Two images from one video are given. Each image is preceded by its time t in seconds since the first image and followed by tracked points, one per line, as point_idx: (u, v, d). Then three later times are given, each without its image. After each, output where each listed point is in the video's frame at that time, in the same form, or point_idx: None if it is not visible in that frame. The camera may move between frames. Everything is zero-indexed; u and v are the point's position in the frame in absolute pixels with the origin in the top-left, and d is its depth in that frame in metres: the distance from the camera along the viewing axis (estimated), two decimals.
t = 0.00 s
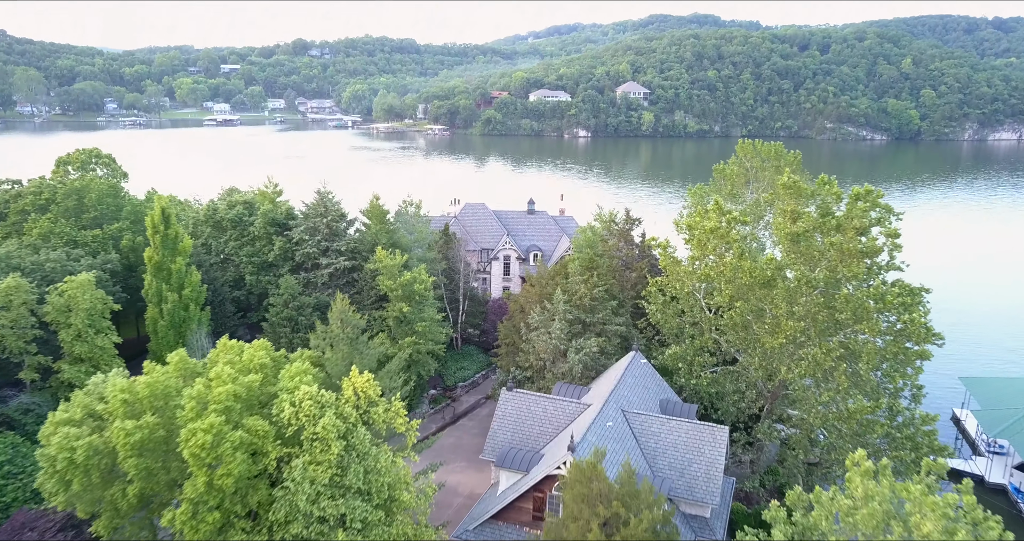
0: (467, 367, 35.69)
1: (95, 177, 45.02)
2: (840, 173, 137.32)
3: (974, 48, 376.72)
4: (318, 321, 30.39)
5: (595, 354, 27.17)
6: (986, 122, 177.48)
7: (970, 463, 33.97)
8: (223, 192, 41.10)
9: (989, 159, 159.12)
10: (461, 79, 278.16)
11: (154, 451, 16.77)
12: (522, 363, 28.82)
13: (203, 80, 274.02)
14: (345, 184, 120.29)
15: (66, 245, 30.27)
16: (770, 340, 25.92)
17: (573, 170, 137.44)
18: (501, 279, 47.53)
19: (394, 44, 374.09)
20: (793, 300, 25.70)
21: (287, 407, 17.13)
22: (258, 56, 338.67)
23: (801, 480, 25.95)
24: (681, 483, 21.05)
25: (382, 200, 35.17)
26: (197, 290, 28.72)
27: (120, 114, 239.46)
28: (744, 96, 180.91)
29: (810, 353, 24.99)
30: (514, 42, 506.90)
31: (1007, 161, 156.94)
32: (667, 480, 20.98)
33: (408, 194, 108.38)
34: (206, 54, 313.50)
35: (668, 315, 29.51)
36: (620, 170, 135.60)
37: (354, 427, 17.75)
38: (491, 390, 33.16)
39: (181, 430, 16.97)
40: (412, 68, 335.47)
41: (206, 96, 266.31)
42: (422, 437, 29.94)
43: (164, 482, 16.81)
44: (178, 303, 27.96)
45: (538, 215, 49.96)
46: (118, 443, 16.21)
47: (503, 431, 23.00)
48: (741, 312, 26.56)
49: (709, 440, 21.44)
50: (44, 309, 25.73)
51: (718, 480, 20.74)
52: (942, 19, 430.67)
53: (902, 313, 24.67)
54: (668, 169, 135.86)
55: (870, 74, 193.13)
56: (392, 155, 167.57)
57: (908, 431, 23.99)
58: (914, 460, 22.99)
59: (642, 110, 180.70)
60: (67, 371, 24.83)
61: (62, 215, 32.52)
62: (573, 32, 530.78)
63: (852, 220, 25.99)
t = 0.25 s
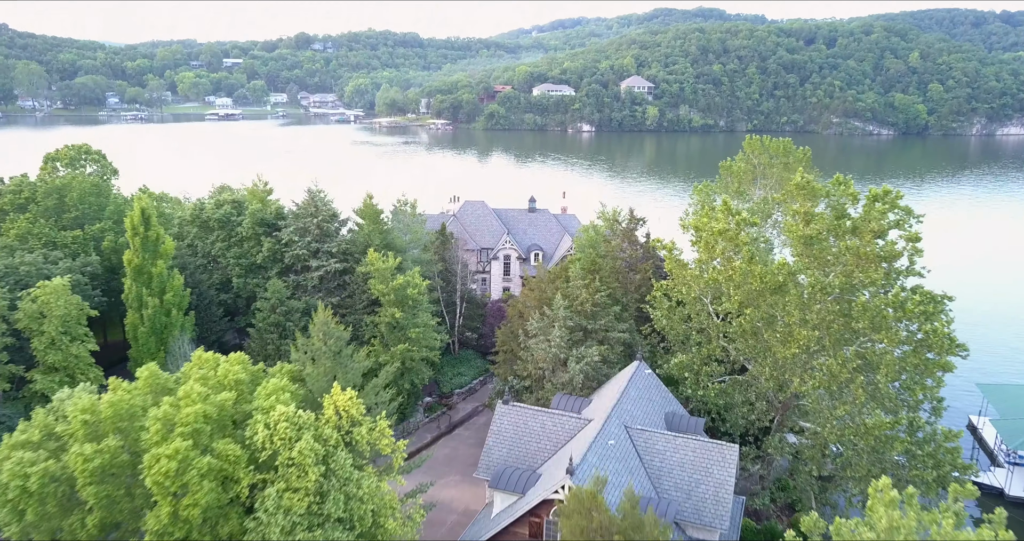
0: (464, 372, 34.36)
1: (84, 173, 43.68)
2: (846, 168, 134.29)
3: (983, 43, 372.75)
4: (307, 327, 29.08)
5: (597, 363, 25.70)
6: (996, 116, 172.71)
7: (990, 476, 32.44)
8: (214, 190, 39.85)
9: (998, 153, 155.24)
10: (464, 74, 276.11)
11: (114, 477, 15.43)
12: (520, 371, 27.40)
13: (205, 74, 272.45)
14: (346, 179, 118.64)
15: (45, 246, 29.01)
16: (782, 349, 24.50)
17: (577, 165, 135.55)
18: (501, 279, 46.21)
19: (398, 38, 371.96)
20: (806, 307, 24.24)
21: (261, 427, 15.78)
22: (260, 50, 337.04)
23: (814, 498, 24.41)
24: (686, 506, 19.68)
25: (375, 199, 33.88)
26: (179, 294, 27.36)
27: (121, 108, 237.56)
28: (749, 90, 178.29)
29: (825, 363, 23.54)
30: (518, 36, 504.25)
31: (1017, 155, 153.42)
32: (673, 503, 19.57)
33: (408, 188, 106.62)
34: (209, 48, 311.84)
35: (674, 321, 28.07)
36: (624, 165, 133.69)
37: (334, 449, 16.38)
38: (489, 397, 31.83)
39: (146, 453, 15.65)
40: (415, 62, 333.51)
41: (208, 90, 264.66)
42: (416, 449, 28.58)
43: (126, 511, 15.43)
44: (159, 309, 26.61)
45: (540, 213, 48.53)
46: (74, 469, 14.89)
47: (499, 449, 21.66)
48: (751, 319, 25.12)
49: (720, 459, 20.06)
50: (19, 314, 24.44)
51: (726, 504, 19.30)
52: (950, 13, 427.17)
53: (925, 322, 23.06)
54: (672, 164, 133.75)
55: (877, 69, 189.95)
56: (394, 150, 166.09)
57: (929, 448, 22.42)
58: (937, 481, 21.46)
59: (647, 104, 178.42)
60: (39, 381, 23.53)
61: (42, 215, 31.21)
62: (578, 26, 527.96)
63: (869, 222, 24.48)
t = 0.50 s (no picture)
0: (460, 378, 33.03)
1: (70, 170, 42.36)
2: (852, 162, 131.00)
3: (990, 34, 368.73)
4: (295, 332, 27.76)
5: (598, 373, 24.27)
6: (1005, 109, 168.69)
7: (1014, 488, 30.76)
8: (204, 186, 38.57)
9: (1006, 146, 151.21)
10: (467, 66, 273.93)
11: (69, 508, 14.12)
12: (518, 381, 25.98)
13: (207, 67, 270.62)
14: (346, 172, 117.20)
15: (22, 248, 27.76)
16: (794, 360, 23.06)
17: (580, 159, 133.65)
18: (501, 279, 44.82)
19: (400, 30, 369.65)
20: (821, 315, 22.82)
21: (229, 453, 14.45)
22: (263, 42, 335.01)
23: (828, 517, 22.97)
24: (693, 532, 18.29)
25: (368, 197, 32.54)
26: (160, 298, 26.04)
27: (123, 101, 235.57)
28: (755, 83, 175.88)
29: (841, 375, 22.12)
30: (522, 29, 501.23)
31: None
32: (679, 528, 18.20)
33: (409, 183, 105.06)
34: (211, 41, 309.85)
35: (680, 327, 26.61)
36: (628, 159, 131.66)
37: (311, 476, 15.05)
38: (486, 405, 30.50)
39: (103, 481, 14.33)
40: (418, 55, 331.26)
41: (210, 83, 262.91)
42: (410, 460, 27.23)
43: None
44: (138, 314, 25.28)
45: (541, 210, 47.15)
46: (23, 501, 13.59)
47: (494, 467, 20.34)
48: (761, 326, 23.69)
49: (729, 481, 18.66)
50: None
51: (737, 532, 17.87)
52: (957, 6, 422.92)
53: (949, 331, 21.57)
54: (676, 158, 131.41)
55: (884, 62, 187.32)
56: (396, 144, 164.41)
57: (953, 468, 20.94)
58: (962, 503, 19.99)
59: (651, 97, 176.26)
60: (8, 393, 22.25)
61: (20, 215, 29.95)
62: (582, 18, 524.67)
63: (888, 224, 22.95)
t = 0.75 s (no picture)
0: (456, 384, 31.71)
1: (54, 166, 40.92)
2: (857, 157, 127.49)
3: (998, 27, 364.91)
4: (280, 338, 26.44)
5: (600, 384, 22.86)
6: (1014, 103, 163.43)
7: None
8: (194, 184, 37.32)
9: (1016, 139, 147.85)
10: (470, 59, 271.84)
11: None
12: (515, 392, 24.64)
13: (209, 60, 268.84)
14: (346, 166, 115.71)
15: None
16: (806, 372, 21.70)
17: (583, 153, 131.77)
18: (501, 278, 43.43)
19: (403, 23, 367.52)
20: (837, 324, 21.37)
21: (192, 486, 13.12)
22: (265, 35, 332.94)
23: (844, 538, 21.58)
24: None
25: (359, 196, 31.17)
26: (138, 303, 24.65)
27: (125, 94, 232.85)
28: (760, 76, 173.48)
29: (858, 389, 20.71)
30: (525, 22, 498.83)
31: None
32: None
33: (409, 177, 103.46)
34: (213, 34, 307.97)
35: (687, 334, 25.24)
36: (632, 153, 129.65)
37: (283, 509, 13.75)
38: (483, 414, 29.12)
39: (52, 517, 13.01)
40: (421, 48, 329.21)
41: (212, 77, 261.17)
42: (402, 473, 25.93)
43: None
44: (114, 320, 23.93)
45: (541, 207, 45.65)
46: None
47: (487, 488, 19.02)
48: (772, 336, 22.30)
49: (740, 507, 17.29)
50: None
51: None
52: None
53: (976, 343, 20.05)
54: (679, 153, 129.02)
55: (892, 54, 184.52)
56: (397, 138, 162.72)
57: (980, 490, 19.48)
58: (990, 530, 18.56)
59: (656, 91, 174.02)
60: None
61: None
62: (585, 11, 521.93)
63: (909, 227, 21.48)
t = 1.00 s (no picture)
0: (451, 391, 30.35)
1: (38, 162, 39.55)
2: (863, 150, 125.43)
3: (1006, 18, 361.05)
4: (265, 346, 25.13)
5: (601, 397, 21.43)
6: None
7: None
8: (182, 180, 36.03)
9: None
10: (473, 51, 269.63)
11: None
12: (511, 403, 23.26)
13: (210, 52, 266.83)
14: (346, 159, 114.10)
15: None
16: (821, 386, 20.32)
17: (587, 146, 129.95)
18: (500, 277, 42.05)
19: (406, 15, 364.97)
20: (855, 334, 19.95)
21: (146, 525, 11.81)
22: (267, 27, 330.65)
23: None
24: None
25: (350, 193, 29.77)
26: (114, 309, 23.37)
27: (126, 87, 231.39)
28: (766, 68, 171.05)
29: (877, 404, 19.28)
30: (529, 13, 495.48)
31: None
32: None
33: (410, 170, 101.87)
34: (215, 26, 305.79)
35: (693, 342, 23.86)
36: (636, 146, 127.77)
37: None
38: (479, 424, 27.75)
39: None
40: (424, 40, 326.88)
41: (213, 69, 259.21)
42: (392, 486, 24.62)
43: None
44: (88, 327, 22.63)
45: (542, 204, 44.19)
46: None
47: (480, 512, 17.65)
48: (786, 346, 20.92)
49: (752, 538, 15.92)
50: None
51: None
52: None
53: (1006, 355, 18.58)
54: (683, 146, 127.01)
55: (900, 46, 181.62)
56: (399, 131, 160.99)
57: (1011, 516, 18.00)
58: None
59: (660, 83, 171.84)
60: None
61: None
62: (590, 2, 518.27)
63: (932, 230, 20.04)
